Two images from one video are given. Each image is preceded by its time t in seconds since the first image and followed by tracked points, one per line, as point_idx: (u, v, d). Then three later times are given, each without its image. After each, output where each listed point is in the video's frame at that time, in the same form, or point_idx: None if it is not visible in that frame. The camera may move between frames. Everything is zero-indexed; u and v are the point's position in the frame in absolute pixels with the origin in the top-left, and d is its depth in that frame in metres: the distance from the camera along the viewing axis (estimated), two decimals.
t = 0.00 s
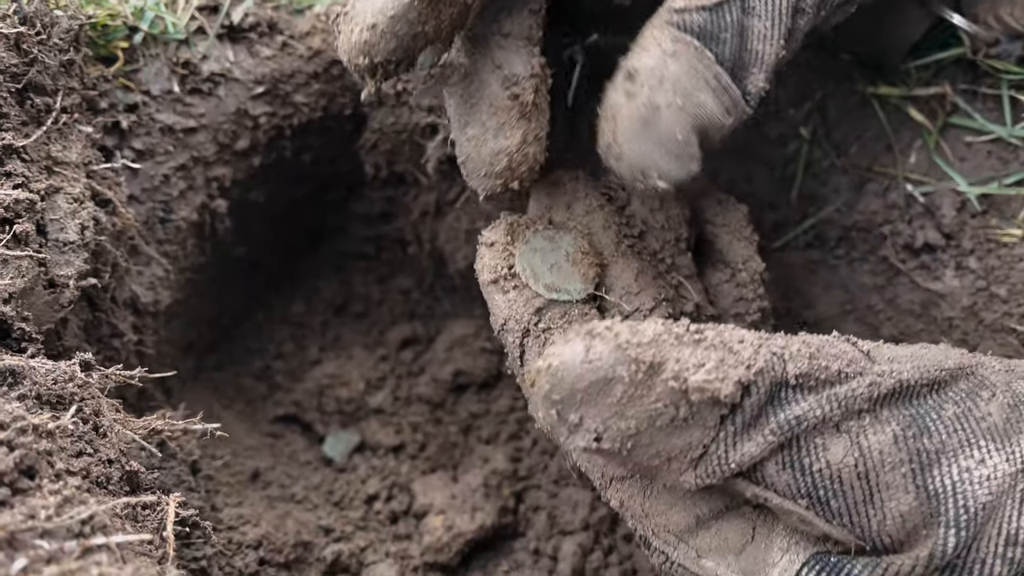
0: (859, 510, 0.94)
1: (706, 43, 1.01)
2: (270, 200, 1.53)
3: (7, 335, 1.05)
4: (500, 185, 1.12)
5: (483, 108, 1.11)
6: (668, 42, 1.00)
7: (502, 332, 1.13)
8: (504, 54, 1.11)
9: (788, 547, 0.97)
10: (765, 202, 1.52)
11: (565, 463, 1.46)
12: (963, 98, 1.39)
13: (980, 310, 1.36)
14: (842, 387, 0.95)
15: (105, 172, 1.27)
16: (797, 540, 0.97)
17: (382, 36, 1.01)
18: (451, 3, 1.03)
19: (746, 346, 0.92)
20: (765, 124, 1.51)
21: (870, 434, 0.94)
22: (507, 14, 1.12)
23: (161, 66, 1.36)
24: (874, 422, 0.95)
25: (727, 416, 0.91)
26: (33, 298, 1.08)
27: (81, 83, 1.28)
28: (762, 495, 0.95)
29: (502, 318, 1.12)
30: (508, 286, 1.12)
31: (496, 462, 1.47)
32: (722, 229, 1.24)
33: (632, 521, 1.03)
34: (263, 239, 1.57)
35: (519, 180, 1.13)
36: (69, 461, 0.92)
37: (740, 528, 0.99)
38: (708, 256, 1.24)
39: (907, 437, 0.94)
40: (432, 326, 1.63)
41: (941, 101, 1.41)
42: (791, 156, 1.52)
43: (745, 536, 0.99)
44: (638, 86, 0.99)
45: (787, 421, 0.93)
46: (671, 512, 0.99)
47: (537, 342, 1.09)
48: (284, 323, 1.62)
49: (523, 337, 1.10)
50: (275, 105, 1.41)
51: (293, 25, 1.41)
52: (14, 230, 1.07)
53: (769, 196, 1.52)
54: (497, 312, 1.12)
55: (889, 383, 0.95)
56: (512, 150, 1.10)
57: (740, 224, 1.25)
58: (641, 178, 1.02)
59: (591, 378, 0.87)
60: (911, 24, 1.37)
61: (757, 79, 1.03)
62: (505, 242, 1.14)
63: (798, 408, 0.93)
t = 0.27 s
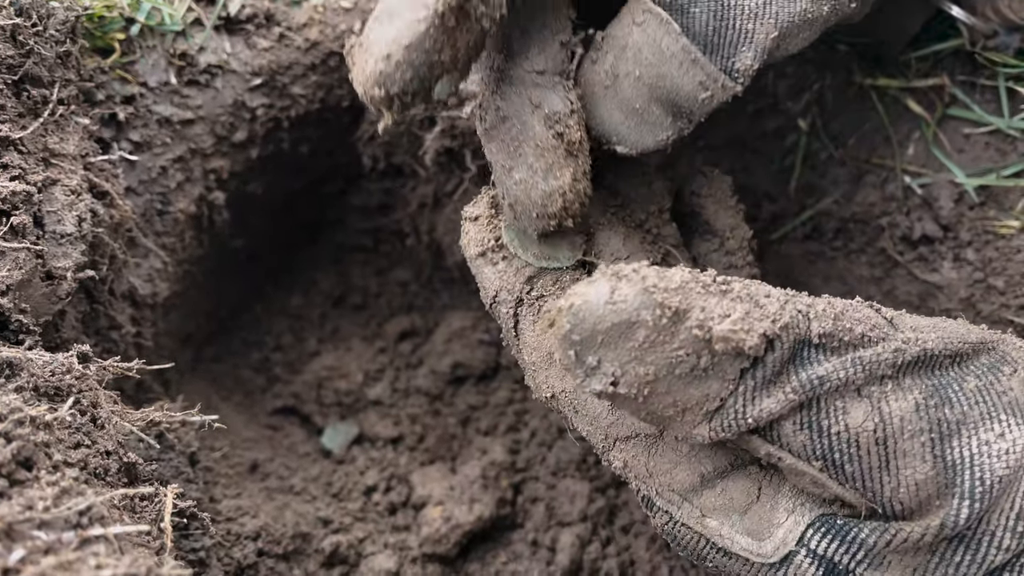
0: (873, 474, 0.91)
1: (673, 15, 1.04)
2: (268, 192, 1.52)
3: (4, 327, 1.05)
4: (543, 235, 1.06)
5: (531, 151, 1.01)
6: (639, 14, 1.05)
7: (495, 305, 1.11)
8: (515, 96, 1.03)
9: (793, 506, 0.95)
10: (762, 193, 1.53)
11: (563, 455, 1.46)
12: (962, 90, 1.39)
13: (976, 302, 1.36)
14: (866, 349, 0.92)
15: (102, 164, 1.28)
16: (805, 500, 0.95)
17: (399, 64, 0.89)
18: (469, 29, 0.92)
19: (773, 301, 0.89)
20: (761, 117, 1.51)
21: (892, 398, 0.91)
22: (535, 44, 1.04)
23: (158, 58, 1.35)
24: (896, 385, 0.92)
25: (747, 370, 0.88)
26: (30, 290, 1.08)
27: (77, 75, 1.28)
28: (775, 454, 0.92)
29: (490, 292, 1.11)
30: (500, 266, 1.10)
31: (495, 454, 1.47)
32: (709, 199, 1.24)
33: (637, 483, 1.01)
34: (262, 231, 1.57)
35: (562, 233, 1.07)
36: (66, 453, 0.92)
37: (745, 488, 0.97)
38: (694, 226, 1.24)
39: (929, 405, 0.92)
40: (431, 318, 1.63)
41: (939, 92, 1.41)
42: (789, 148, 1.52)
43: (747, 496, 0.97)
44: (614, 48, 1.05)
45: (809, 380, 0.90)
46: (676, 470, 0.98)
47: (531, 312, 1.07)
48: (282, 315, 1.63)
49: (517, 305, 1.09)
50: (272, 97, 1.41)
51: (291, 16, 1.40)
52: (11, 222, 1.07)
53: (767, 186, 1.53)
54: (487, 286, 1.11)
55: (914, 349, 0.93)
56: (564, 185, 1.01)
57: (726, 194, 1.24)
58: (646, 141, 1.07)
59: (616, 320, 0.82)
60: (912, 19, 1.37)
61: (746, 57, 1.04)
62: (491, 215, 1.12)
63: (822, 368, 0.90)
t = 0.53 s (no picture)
0: (880, 501, 0.90)
1: None
2: (269, 185, 1.51)
3: (6, 320, 1.05)
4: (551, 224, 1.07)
5: (595, 130, 1.03)
6: None
7: (478, 328, 1.09)
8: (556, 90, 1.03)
9: (795, 528, 0.94)
10: (764, 187, 1.49)
11: (565, 449, 1.46)
12: (965, 83, 1.39)
13: (979, 296, 1.36)
14: (872, 374, 0.91)
15: (103, 157, 1.27)
16: (805, 523, 0.94)
17: (415, 84, 0.91)
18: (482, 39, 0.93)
19: (777, 324, 0.88)
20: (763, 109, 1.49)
21: (900, 425, 0.90)
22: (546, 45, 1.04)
23: (159, 51, 1.35)
24: (903, 412, 0.91)
25: (752, 396, 0.87)
26: (32, 283, 1.08)
27: (78, 67, 1.28)
28: (780, 480, 0.91)
29: (473, 315, 1.09)
30: (484, 283, 1.08)
31: (496, 448, 1.47)
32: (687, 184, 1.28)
33: (636, 502, 1.00)
34: (263, 225, 1.57)
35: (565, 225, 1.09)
36: (68, 446, 0.92)
37: (746, 509, 0.96)
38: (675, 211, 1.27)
39: (938, 432, 0.91)
40: (431, 312, 1.61)
41: (943, 85, 1.41)
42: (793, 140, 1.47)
43: (749, 517, 0.96)
44: (680, 5, 0.94)
45: (815, 407, 0.88)
46: (674, 492, 0.97)
47: (517, 335, 1.06)
48: (283, 309, 1.62)
49: (500, 330, 1.07)
50: (273, 89, 1.40)
51: (292, 9, 1.39)
52: (12, 215, 1.07)
53: (771, 181, 1.49)
54: (468, 309, 1.09)
55: (922, 373, 0.92)
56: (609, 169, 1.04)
57: (704, 176, 1.29)
58: (691, 103, 0.92)
59: (616, 352, 0.82)
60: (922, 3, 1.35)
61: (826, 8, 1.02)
62: (464, 235, 1.10)
63: (828, 394, 0.89)
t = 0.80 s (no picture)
0: (889, 490, 0.91)
1: None
2: (274, 181, 1.51)
3: (13, 315, 1.05)
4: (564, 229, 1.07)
5: (632, 141, 1.02)
6: None
7: (489, 314, 1.09)
8: (598, 98, 1.03)
9: (802, 514, 0.95)
10: (770, 184, 1.51)
11: (569, 445, 1.46)
12: (972, 80, 1.38)
13: (985, 294, 1.35)
14: (888, 365, 0.91)
15: (110, 152, 1.27)
16: (812, 509, 0.95)
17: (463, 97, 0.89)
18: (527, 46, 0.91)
19: (793, 312, 0.87)
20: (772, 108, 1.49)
21: (913, 416, 0.90)
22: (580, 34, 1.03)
23: (165, 46, 1.35)
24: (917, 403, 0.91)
25: (766, 385, 0.87)
26: (39, 279, 1.08)
27: (85, 63, 1.28)
28: (790, 466, 0.91)
29: (484, 301, 1.08)
30: (495, 272, 1.06)
31: (501, 444, 1.48)
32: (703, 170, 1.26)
33: (644, 486, 1.01)
34: (268, 221, 1.56)
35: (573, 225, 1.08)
36: (77, 441, 0.92)
37: (754, 495, 0.96)
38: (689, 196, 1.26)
39: (950, 424, 0.91)
40: (436, 308, 1.62)
41: (949, 82, 1.40)
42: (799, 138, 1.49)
43: (757, 504, 0.96)
44: (683, 3, 0.96)
45: (829, 396, 0.88)
46: (682, 476, 0.98)
47: (528, 321, 1.05)
48: (288, 305, 1.63)
49: (512, 314, 1.06)
50: (279, 85, 1.40)
51: (298, 5, 1.39)
52: (20, 210, 1.07)
53: (774, 179, 1.51)
54: (479, 296, 1.08)
55: (938, 365, 0.92)
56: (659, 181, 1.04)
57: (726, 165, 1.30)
58: (691, 101, 0.94)
59: (632, 336, 0.80)
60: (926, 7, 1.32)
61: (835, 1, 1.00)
62: (474, 222, 1.07)
63: (842, 383, 0.89)
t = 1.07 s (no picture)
0: (897, 474, 0.91)
1: None
2: (276, 180, 1.51)
3: (17, 314, 1.05)
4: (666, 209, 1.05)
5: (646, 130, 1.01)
6: None
7: (500, 293, 1.11)
8: (612, 83, 1.03)
9: (808, 497, 0.95)
10: (772, 183, 1.51)
11: (570, 444, 1.46)
12: (975, 80, 1.38)
13: (987, 294, 1.36)
14: (898, 349, 0.92)
15: (113, 151, 1.28)
16: (817, 492, 0.95)
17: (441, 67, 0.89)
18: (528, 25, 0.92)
19: (806, 294, 0.88)
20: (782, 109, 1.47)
21: (923, 400, 0.91)
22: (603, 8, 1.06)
23: (168, 45, 1.35)
24: (926, 387, 0.92)
25: (777, 366, 0.88)
26: (43, 277, 1.09)
27: (88, 62, 1.28)
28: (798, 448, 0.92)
29: (495, 278, 1.10)
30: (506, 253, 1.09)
31: (502, 443, 1.48)
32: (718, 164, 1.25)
33: (649, 468, 1.01)
34: (269, 220, 1.57)
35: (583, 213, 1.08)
36: (80, 440, 0.92)
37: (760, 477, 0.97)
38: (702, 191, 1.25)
39: (960, 410, 0.91)
40: (438, 307, 1.62)
41: (952, 82, 1.40)
42: (801, 138, 1.50)
43: (762, 486, 0.97)
44: None
45: (839, 377, 0.89)
46: (689, 458, 0.98)
47: (539, 301, 1.07)
48: (289, 304, 1.63)
49: (523, 293, 1.08)
50: (282, 85, 1.40)
51: (301, 4, 1.39)
52: (23, 209, 1.07)
53: (777, 179, 1.51)
54: (490, 272, 1.11)
55: (948, 351, 0.93)
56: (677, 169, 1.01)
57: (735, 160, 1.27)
58: (708, 86, 0.96)
59: (646, 313, 0.80)
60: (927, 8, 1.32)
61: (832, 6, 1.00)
62: (487, 202, 1.11)
63: (852, 365, 0.90)
